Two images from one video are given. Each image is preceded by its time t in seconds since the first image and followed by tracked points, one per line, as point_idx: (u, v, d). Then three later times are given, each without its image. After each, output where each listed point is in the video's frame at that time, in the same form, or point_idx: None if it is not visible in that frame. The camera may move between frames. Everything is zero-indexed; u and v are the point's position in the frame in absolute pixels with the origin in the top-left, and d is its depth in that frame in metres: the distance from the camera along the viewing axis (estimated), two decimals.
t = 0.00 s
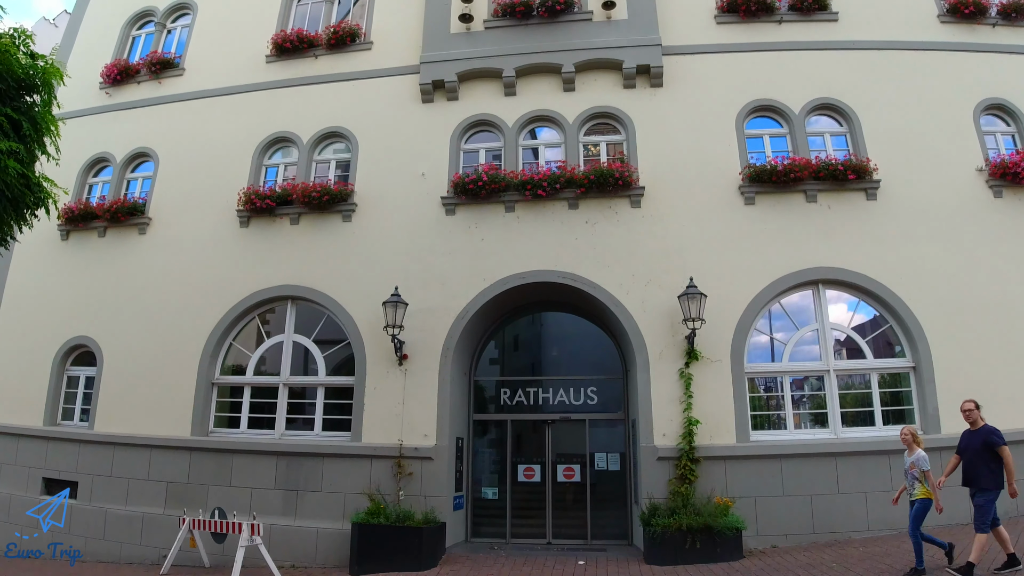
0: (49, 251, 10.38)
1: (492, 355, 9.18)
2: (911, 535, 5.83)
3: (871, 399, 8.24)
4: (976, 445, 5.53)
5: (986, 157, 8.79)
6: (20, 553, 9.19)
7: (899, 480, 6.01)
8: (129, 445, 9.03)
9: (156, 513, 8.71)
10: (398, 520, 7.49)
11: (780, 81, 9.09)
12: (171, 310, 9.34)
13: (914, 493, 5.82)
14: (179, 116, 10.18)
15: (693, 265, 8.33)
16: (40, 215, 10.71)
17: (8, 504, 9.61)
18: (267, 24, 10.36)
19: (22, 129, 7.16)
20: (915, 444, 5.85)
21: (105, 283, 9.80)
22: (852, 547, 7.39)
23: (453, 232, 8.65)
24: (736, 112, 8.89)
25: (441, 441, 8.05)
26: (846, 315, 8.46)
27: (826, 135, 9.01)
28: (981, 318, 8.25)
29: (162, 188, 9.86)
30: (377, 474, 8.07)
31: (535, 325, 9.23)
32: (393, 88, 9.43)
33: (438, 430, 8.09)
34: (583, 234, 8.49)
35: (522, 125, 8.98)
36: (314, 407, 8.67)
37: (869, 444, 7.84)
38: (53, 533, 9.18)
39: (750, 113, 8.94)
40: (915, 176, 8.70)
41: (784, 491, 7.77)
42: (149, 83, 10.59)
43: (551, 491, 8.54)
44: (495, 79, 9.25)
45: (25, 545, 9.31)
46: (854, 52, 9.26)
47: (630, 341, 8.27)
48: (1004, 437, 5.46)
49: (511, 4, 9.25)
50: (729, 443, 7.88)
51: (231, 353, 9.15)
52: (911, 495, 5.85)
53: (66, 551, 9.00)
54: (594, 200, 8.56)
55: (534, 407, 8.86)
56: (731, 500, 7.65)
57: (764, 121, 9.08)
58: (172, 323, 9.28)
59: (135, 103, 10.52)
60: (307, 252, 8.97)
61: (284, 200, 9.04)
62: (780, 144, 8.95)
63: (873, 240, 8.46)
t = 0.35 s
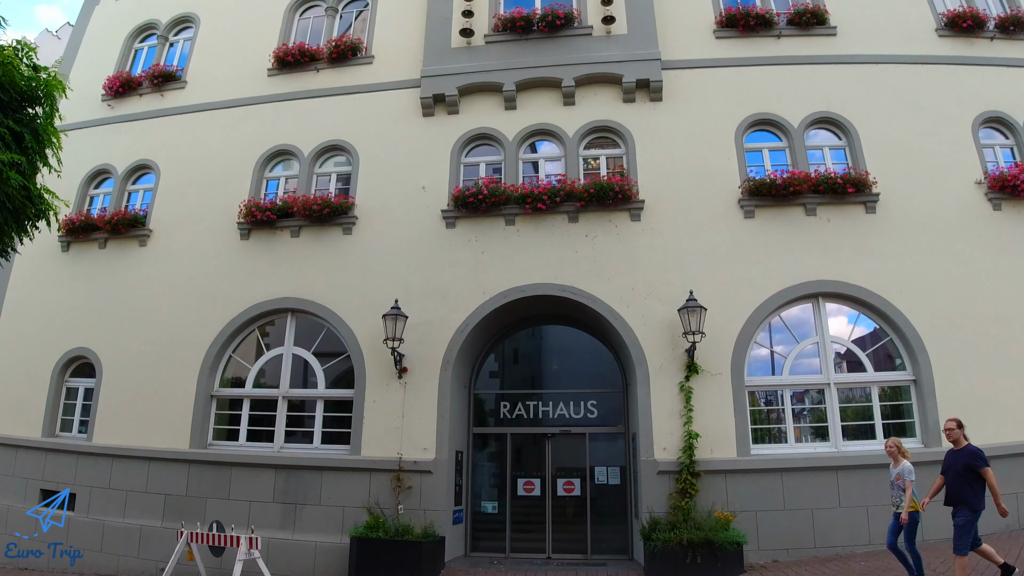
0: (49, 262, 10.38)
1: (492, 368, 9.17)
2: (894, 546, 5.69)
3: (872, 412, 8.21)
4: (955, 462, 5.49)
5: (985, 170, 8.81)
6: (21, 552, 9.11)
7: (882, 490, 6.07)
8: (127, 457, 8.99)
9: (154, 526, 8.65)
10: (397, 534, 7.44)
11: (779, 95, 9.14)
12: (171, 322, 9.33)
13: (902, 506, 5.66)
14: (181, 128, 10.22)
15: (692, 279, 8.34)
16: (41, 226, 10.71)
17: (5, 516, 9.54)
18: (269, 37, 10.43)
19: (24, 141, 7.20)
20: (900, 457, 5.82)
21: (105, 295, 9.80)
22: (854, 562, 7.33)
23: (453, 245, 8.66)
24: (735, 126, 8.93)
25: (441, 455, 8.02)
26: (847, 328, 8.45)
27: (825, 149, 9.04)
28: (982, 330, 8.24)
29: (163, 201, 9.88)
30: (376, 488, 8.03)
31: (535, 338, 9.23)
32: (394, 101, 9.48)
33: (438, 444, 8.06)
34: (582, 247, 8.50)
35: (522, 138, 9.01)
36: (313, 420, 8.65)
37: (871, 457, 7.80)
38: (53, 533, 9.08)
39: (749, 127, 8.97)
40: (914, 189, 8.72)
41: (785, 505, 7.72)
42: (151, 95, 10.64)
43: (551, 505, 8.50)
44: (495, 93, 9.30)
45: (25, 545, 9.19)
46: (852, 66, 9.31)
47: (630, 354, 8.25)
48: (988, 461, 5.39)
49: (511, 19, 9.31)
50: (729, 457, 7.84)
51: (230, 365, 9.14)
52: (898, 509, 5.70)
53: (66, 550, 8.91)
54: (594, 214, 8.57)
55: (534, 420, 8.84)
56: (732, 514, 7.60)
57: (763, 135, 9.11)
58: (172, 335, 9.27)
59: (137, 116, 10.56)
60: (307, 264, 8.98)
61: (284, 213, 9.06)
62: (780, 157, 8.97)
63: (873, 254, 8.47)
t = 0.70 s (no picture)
0: (50, 272, 10.38)
1: (492, 381, 9.16)
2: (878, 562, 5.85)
3: (872, 425, 8.18)
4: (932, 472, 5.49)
5: (984, 183, 8.83)
6: (23, 549, 9.16)
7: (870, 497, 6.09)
8: (126, 468, 8.96)
9: (151, 538, 8.60)
10: (395, 548, 7.40)
11: (779, 109, 9.17)
12: (171, 333, 9.32)
13: (887, 524, 5.75)
14: (183, 140, 10.25)
15: (692, 291, 8.34)
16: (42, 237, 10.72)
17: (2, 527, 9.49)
18: (271, 50, 10.50)
19: (26, 152, 7.22)
20: (884, 473, 5.79)
21: (105, 306, 9.79)
22: None
23: (453, 257, 8.67)
24: (735, 139, 8.96)
25: (440, 467, 7.99)
26: (847, 341, 8.44)
27: (825, 162, 9.06)
28: (982, 343, 8.22)
29: (165, 212, 9.90)
30: (375, 501, 7.99)
31: (535, 350, 9.22)
32: (395, 114, 9.52)
33: (437, 457, 8.03)
34: (582, 260, 8.51)
35: (522, 151, 9.04)
36: (312, 432, 8.62)
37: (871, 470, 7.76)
38: (53, 533, 9.10)
39: (749, 140, 9.00)
40: (913, 202, 8.74)
41: (786, 519, 7.66)
42: (153, 107, 10.69)
43: (550, 519, 8.46)
44: (496, 106, 9.34)
45: (26, 545, 9.20)
46: (851, 80, 9.35)
47: (630, 367, 8.24)
48: (966, 475, 5.31)
49: (512, 33, 9.37)
50: (730, 470, 7.81)
51: (230, 377, 9.13)
52: (884, 525, 5.80)
53: (66, 550, 8.92)
54: (594, 226, 8.59)
55: (534, 433, 8.81)
56: (732, 528, 7.55)
57: (763, 148, 9.13)
58: (172, 346, 9.27)
59: (139, 127, 10.60)
60: (307, 276, 8.99)
61: (285, 225, 9.07)
62: (780, 170, 8.99)
63: (872, 266, 8.47)
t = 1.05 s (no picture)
0: (50, 284, 10.38)
1: (492, 395, 9.14)
2: None
3: (874, 439, 8.14)
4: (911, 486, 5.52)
5: (984, 197, 8.84)
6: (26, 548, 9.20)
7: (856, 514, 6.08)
8: (124, 480, 8.92)
9: (149, 551, 8.55)
10: (394, 562, 7.35)
11: (778, 123, 9.21)
12: (171, 345, 9.32)
13: (867, 546, 5.72)
14: (185, 152, 10.29)
15: (692, 305, 8.34)
16: (43, 248, 10.74)
17: None
18: (274, 64, 10.56)
19: (28, 163, 7.25)
20: (864, 494, 5.73)
21: (106, 318, 9.79)
22: None
23: (453, 271, 8.68)
24: (734, 153, 8.99)
25: (440, 481, 7.96)
26: (847, 355, 8.43)
27: (824, 176, 9.08)
28: (984, 357, 8.19)
29: (166, 224, 9.92)
30: (374, 515, 7.95)
31: (535, 364, 9.21)
32: (397, 128, 9.56)
33: (437, 470, 8.00)
34: (583, 273, 8.51)
35: (523, 165, 9.07)
36: (311, 445, 8.60)
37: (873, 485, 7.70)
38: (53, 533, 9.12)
39: (749, 155, 9.03)
40: (913, 216, 8.75)
41: (788, 534, 7.60)
42: (155, 119, 10.74)
43: (550, 534, 8.41)
44: (497, 120, 9.38)
45: (26, 544, 9.24)
46: (850, 94, 9.40)
47: (630, 381, 8.23)
48: (945, 492, 5.31)
49: (513, 48, 9.43)
50: (731, 485, 7.76)
51: (229, 389, 9.11)
52: (863, 547, 5.76)
53: (66, 550, 8.93)
54: (595, 240, 8.60)
55: (534, 447, 8.79)
56: (733, 543, 7.50)
57: (763, 162, 9.16)
58: (171, 359, 9.26)
59: (141, 139, 10.64)
60: (307, 289, 9.00)
61: (286, 238, 9.09)
62: (780, 185, 9.01)
63: (872, 281, 8.47)
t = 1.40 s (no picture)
0: (50, 293, 10.38)
1: (491, 406, 9.12)
2: None
3: (874, 452, 8.11)
4: (890, 506, 5.45)
5: (983, 209, 8.85)
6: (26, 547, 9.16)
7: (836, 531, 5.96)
8: (122, 491, 8.88)
9: (146, 562, 8.50)
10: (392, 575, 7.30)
11: (778, 136, 9.25)
12: (171, 355, 9.31)
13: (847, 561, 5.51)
14: (186, 162, 10.33)
15: (692, 317, 8.34)
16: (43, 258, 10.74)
17: None
18: (275, 75, 10.61)
19: (29, 172, 7.28)
20: (848, 506, 5.62)
21: (106, 328, 9.78)
22: None
23: (453, 282, 8.69)
24: (734, 166, 9.02)
25: (439, 494, 7.92)
26: (848, 367, 8.41)
27: (824, 189, 9.09)
28: (984, 370, 8.16)
29: (166, 234, 9.94)
30: (373, 527, 7.90)
31: (535, 376, 9.20)
32: (397, 139, 9.60)
33: (436, 482, 7.97)
34: (583, 285, 8.52)
35: (523, 177, 9.10)
36: (310, 457, 8.57)
37: (874, 498, 7.66)
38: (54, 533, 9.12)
39: (748, 167, 9.05)
40: (913, 229, 8.76)
41: (789, 548, 7.54)
42: (157, 129, 10.78)
43: (550, 547, 8.37)
44: (497, 132, 9.41)
45: (26, 544, 9.22)
46: (849, 107, 9.44)
47: (630, 394, 8.21)
48: (925, 511, 5.23)
49: (513, 61, 9.48)
50: (731, 498, 7.72)
51: (228, 400, 9.10)
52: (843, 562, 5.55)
53: (66, 550, 8.91)
54: (595, 252, 8.62)
55: (533, 460, 8.76)
56: (734, 556, 7.44)
57: (762, 175, 9.18)
58: (171, 369, 9.25)
59: (143, 149, 10.68)
60: (307, 300, 9.00)
61: (286, 248, 9.10)
62: (779, 197, 9.03)
63: (872, 293, 8.48)
